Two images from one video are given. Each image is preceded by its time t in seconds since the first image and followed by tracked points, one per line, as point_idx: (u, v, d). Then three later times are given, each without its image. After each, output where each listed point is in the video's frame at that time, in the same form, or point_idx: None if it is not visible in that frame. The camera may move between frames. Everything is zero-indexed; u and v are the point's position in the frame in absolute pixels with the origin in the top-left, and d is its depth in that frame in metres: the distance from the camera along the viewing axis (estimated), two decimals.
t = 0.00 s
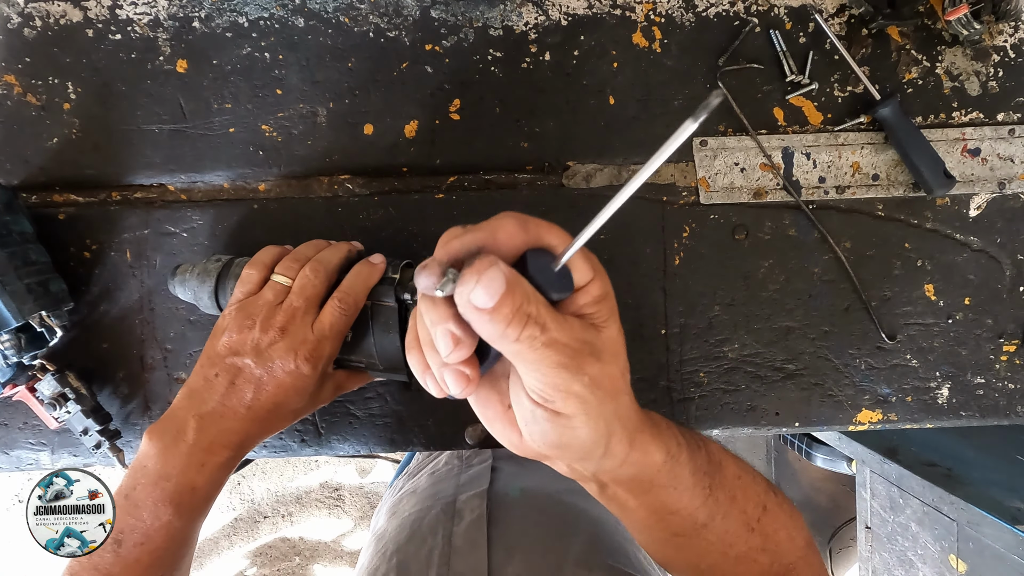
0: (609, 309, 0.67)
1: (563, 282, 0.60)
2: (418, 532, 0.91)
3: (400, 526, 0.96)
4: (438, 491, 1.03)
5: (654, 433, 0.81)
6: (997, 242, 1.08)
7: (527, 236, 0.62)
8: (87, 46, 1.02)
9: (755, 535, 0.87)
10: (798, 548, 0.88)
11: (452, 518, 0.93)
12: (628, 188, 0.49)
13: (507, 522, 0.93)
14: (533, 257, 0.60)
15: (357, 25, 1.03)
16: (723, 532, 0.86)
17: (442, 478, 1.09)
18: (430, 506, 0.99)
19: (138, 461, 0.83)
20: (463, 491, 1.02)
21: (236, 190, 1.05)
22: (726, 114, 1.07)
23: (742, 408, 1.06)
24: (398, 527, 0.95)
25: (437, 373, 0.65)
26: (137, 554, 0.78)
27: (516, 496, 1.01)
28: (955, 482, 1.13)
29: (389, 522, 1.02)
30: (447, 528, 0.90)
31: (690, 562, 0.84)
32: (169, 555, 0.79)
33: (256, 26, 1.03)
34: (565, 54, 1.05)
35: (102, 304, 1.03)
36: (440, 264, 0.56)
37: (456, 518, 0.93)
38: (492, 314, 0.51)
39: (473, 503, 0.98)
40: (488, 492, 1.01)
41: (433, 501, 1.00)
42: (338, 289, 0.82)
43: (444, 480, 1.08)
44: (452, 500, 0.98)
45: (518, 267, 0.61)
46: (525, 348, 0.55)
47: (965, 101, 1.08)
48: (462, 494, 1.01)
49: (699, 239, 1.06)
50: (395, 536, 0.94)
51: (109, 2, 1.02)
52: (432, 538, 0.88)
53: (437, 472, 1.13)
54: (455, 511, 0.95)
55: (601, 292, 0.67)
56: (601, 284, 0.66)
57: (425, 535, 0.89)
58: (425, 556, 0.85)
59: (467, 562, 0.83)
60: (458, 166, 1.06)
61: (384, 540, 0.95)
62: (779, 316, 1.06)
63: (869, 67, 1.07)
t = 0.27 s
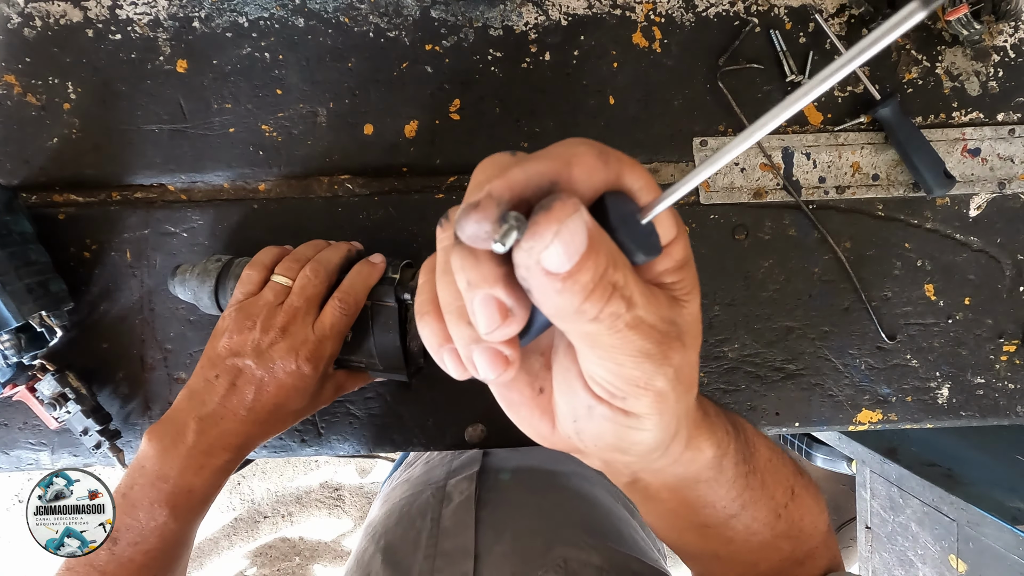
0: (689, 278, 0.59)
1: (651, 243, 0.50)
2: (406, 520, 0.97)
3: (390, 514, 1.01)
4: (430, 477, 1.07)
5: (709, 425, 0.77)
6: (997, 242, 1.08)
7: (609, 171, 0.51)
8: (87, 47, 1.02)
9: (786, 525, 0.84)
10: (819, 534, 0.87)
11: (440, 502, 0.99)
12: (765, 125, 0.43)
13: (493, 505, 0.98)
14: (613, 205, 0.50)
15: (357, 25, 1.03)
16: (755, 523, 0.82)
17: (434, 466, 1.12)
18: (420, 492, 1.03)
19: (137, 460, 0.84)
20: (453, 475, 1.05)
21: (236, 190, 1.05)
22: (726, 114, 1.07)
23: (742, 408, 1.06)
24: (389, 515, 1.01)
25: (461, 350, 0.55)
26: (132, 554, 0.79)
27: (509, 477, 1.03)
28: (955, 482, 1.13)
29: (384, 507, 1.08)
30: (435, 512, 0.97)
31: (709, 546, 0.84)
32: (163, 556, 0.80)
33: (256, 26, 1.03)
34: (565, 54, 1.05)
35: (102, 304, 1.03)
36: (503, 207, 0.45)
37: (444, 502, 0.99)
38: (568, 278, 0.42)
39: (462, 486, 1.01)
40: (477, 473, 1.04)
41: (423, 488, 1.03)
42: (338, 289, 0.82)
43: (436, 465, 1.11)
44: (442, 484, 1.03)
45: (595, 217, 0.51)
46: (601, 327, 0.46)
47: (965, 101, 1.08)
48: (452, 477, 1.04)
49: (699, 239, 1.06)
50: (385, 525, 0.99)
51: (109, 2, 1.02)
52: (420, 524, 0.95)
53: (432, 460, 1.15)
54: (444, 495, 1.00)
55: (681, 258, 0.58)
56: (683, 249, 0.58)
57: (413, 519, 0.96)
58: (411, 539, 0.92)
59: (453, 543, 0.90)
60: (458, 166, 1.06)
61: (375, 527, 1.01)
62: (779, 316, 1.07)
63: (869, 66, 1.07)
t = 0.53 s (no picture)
0: (705, 257, 0.59)
1: (664, 222, 0.50)
2: (394, 506, 0.97)
3: (378, 503, 1.01)
4: (419, 466, 1.07)
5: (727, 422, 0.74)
6: (997, 242, 1.08)
7: (616, 146, 0.51)
8: (87, 47, 1.02)
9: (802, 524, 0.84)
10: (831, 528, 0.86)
11: (428, 488, 0.99)
12: (797, 88, 0.44)
13: (481, 488, 0.98)
14: (623, 183, 0.50)
15: (357, 25, 1.03)
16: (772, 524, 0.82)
17: (422, 456, 1.11)
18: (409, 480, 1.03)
19: (137, 461, 0.84)
20: (441, 463, 1.05)
21: (236, 190, 1.05)
22: (726, 114, 1.07)
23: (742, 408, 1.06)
24: (377, 503, 1.01)
25: (462, 348, 0.54)
26: (129, 555, 0.78)
27: (499, 463, 1.03)
28: (955, 482, 1.13)
29: (374, 495, 1.09)
30: (422, 497, 0.97)
31: (726, 546, 0.83)
32: (160, 560, 0.79)
33: (256, 26, 1.03)
34: (565, 54, 1.05)
35: (102, 304, 1.03)
36: (501, 184, 0.44)
37: (432, 487, 0.99)
38: (577, 262, 0.42)
39: (451, 471, 1.01)
40: (465, 458, 1.04)
41: (412, 476, 1.03)
42: (338, 289, 0.83)
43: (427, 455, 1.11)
44: (430, 470, 1.04)
45: (606, 195, 0.51)
46: (616, 317, 0.46)
47: (965, 101, 1.08)
48: (440, 465, 1.04)
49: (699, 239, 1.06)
50: (372, 513, 0.99)
51: (109, 2, 1.02)
52: (408, 511, 0.95)
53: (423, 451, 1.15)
54: (433, 481, 1.00)
55: (698, 239, 0.58)
56: (698, 228, 0.58)
57: (401, 505, 0.97)
58: (398, 525, 0.93)
59: (440, 525, 0.91)
60: (458, 166, 1.06)
61: (362, 516, 1.01)
62: (779, 316, 1.07)
63: (869, 66, 1.07)
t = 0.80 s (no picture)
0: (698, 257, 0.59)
1: (652, 227, 0.50)
2: (385, 494, 0.95)
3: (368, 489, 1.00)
4: (412, 455, 1.05)
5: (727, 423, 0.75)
6: (997, 242, 1.08)
7: (599, 148, 0.51)
8: (87, 46, 1.02)
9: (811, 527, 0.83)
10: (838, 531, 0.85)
11: (421, 478, 0.97)
12: (786, 82, 0.42)
13: (475, 478, 0.97)
14: (608, 189, 0.50)
15: (357, 25, 1.03)
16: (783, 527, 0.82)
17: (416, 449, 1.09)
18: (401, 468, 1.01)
19: (132, 460, 0.84)
20: (436, 455, 1.04)
21: (236, 190, 1.05)
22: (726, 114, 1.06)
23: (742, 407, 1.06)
24: (367, 490, 0.99)
25: (450, 365, 0.54)
26: (122, 556, 0.78)
27: (495, 457, 1.02)
28: (955, 482, 1.13)
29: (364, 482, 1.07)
30: (414, 487, 0.95)
31: (731, 551, 0.83)
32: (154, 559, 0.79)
33: (256, 26, 1.03)
34: (565, 54, 1.05)
35: (102, 304, 1.03)
36: (476, 197, 0.44)
37: (426, 476, 0.98)
38: (561, 277, 0.42)
39: (445, 462, 1.00)
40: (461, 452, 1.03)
41: (405, 464, 1.02)
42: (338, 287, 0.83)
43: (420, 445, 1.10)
44: (424, 460, 1.02)
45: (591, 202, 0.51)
46: (606, 330, 0.46)
47: (965, 101, 1.08)
48: (436, 457, 1.03)
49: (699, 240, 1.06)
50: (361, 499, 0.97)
51: (109, 2, 1.02)
52: (399, 499, 0.94)
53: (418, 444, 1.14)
54: (426, 470, 0.99)
55: (689, 241, 0.58)
56: (690, 230, 0.58)
57: (391, 494, 0.95)
58: (391, 512, 0.92)
59: (433, 513, 0.90)
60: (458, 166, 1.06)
61: (351, 502, 0.99)
62: (779, 316, 1.07)
63: (869, 66, 1.07)
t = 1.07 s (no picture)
0: (696, 272, 0.61)
1: (639, 254, 0.53)
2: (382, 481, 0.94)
3: (361, 472, 0.98)
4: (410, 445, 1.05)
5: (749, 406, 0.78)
6: (997, 242, 1.08)
7: (589, 190, 0.57)
8: (87, 46, 1.02)
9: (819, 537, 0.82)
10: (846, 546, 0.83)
11: (421, 468, 0.96)
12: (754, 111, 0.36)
13: (474, 468, 0.96)
14: (598, 222, 0.54)
15: (357, 25, 1.03)
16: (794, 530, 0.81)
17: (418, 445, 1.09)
18: (398, 459, 1.00)
19: (132, 459, 0.83)
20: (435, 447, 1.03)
21: (236, 190, 1.05)
22: (726, 114, 1.07)
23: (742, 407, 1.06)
24: (361, 473, 0.98)
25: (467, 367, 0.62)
26: (119, 555, 0.77)
27: (494, 449, 1.01)
28: (955, 482, 1.13)
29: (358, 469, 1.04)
30: (412, 477, 0.93)
31: (745, 552, 0.81)
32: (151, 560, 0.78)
33: (256, 26, 1.03)
34: (565, 54, 1.05)
35: (102, 304, 1.03)
36: (477, 248, 0.55)
37: (423, 465, 0.96)
38: (547, 308, 0.47)
39: (444, 453, 0.99)
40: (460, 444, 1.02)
41: (403, 455, 1.00)
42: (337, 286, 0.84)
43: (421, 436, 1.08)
44: (424, 451, 1.01)
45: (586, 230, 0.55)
46: (592, 347, 0.51)
47: (965, 101, 1.08)
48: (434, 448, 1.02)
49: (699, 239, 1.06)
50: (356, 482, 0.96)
51: (109, 2, 1.02)
52: (397, 487, 0.92)
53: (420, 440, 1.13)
54: (423, 460, 0.98)
55: (687, 254, 0.60)
56: (686, 244, 0.60)
57: (389, 482, 0.93)
58: (387, 498, 0.90)
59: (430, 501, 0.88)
60: (458, 166, 1.06)
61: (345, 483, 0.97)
62: (779, 316, 1.07)
63: (869, 66, 1.07)
